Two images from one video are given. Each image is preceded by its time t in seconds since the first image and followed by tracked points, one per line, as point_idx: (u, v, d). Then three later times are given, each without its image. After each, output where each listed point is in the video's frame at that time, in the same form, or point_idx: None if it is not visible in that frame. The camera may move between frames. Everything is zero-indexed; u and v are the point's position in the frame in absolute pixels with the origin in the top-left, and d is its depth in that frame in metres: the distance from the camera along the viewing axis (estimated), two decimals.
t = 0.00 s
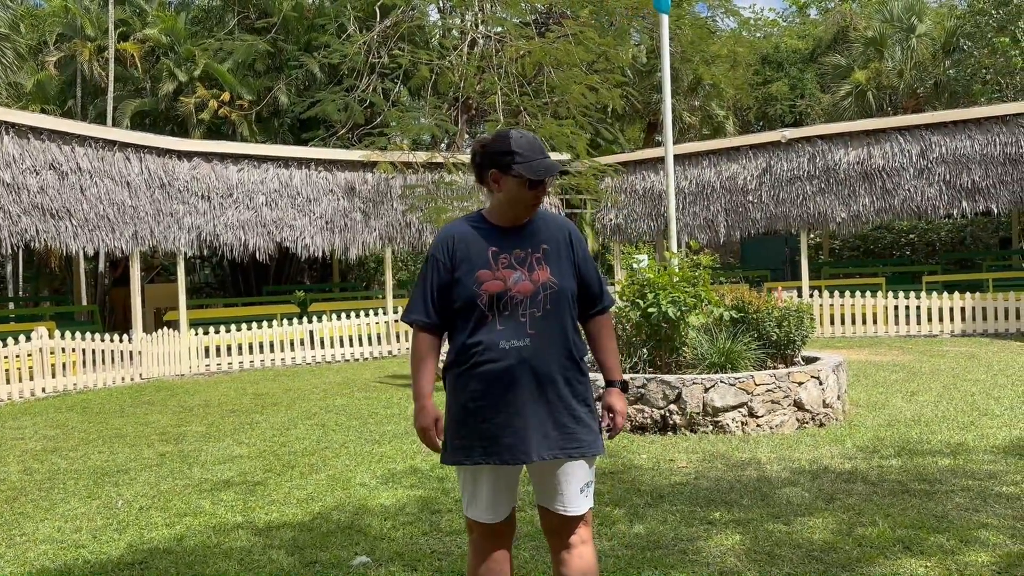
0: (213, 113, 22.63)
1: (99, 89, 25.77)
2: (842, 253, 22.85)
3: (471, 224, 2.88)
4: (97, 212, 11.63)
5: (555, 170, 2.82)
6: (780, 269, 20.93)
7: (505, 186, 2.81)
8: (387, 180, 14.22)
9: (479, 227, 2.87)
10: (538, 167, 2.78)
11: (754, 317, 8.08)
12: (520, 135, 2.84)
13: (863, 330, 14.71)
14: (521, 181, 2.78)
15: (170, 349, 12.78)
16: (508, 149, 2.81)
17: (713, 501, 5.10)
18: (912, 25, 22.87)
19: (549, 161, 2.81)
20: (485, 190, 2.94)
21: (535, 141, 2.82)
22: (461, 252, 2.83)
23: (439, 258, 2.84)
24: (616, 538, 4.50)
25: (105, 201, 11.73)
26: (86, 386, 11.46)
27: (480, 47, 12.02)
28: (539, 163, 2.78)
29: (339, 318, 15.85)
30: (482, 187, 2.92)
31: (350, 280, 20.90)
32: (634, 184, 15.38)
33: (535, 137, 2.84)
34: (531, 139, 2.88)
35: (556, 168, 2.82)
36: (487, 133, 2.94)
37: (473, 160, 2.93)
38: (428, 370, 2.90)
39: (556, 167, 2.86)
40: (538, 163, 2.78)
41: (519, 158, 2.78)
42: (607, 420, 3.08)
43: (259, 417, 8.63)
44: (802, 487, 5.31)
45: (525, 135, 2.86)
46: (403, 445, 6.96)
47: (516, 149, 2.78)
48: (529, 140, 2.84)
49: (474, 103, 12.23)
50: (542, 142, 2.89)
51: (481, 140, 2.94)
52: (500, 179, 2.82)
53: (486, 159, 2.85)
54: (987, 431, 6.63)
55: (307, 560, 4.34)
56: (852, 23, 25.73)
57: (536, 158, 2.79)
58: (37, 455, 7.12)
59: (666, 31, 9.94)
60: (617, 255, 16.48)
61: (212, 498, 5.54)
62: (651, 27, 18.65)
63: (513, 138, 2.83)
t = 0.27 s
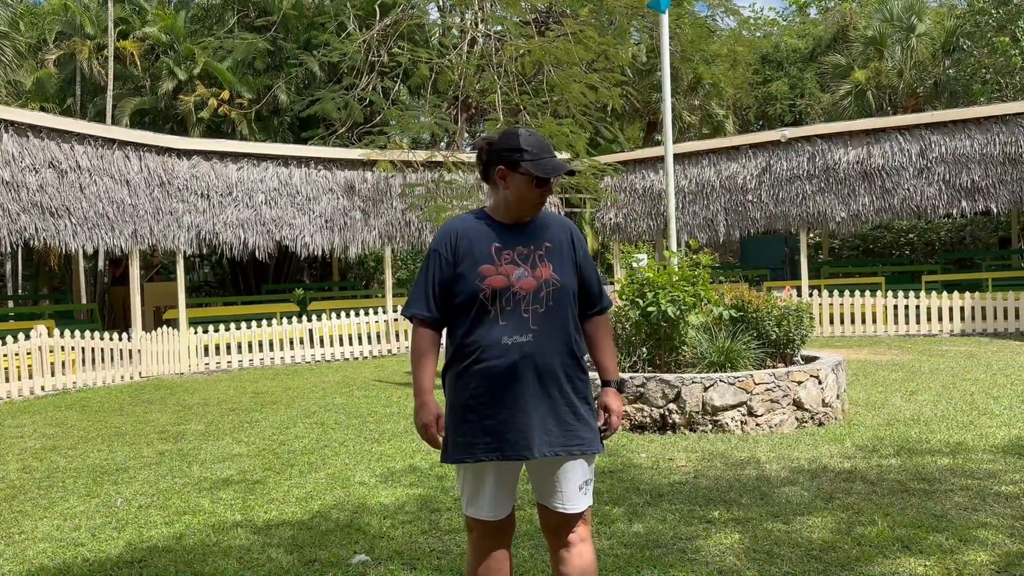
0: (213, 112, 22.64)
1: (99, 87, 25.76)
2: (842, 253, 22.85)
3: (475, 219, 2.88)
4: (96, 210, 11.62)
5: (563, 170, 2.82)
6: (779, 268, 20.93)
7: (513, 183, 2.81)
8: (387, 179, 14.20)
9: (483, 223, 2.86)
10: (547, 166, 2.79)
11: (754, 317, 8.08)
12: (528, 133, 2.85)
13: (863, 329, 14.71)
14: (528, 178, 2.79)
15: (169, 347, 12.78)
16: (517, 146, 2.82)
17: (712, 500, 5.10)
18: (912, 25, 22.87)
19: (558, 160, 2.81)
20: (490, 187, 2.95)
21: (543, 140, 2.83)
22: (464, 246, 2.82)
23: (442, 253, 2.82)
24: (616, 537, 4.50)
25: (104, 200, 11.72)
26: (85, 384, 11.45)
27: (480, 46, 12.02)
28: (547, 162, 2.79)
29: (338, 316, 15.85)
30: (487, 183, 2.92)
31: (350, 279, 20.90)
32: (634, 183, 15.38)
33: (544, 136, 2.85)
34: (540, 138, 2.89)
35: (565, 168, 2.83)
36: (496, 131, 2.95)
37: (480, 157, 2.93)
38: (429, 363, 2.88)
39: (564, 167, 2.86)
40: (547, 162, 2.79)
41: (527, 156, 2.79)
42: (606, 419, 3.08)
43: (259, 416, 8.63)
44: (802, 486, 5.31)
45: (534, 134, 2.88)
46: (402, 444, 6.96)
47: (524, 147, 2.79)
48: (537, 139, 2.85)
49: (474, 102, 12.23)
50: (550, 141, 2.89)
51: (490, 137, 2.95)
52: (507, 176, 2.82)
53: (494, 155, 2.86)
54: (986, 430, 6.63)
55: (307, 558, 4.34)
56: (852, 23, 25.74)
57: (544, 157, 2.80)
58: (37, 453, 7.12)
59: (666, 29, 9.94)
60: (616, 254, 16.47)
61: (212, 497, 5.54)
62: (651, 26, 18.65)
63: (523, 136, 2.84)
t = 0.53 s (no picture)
0: (213, 110, 22.64)
1: (99, 85, 25.74)
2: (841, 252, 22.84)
3: (475, 218, 2.87)
4: (96, 208, 11.61)
5: (565, 170, 2.82)
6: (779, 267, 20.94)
7: (515, 182, 2.81)
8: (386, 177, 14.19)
9: (485, 221, 2.86)
10: (549, 166, 2.78)
11: (754, 316, 8.07)
12: (531, 133, 2.84)
13: (862, 328, 14.71)
14: (530, 178, 2.79)
15: (169, 345, 12.77)
16: (519, 146, 2.81)
17: (712, 499, 5.10)
18: (912, 24, 22.85)
19: (560, 160, 2.81)
20: (491, 185, 2.94)
21: (545, 140, 2.83)
22: (465, 244, 2.81)
23: (442, 250, 2.82)
24: (616, 536, 4.49)
25: (104, 198, 11.71)
26: (85, 382, 11.44)
27: (481, 45, 12.04)
28: (549, 163, 2.78)
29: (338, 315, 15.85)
30: (489, 182, 2.92)
31: (349, 278, 20.90)
32: (634, 182, 15.38)
33: (546, 135, 2.85)
34: (542, 138, 2.88)
35: (567, 168, 2.82)
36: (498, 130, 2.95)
37: (482, 157, 2.93)
38: (429, 361, 2.88)
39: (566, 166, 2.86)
40: (549, 162, 2.78)
41: (529, 155, 2.79)
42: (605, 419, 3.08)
43: (259, 414, 8.63)
44: (801, 485, 5.31)
45: (537, 134, 2.87)
46: (402, 443, 6.95)
47: (526, 146, 2.79)
48: (540, 138, 2.84)
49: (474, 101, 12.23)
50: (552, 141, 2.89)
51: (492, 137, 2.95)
52: (509, 175, 2.82)
53: (497, 155, 2.86)
54: (986, 430, 6.63)
55: (307, 557, 4.34)
56: (852, 22, 25.75)
57: (546, 157, 2.80)
58: (36, 452, 7.12)
59: (666, 28, 9.93)
60: (616, 253, 16.46)
61: (212, 495, 5.54)
62: (651, 25, 18.65)
63: (525, 136, 2.83)
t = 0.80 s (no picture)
0: (213, 109, 22.64)
1: (99, 84, 25.72)
2: (842, 251, 22.84)
3: (475, 217, 2.87)
4: (96, 207, 11.62)
5: (563, 169, 2.82)
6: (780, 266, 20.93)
7: (515, 182, 2.81)
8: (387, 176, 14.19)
9: (485, 220, 2.86)
10: (548, 166, 2.78)
11: (755, 315, 8.05)
12: (530, 133, 2.84)
13: (863, 328, 14.71)
14: (529, 177, 2.78)
15: (169, 344, 12.78)
16: (518, 146, 2.81)
17: (713, 498, 5.10)
18: (913, 23, 22.83)
19: (558, 160, 2.81)
20: (492, 184, 2.94)
21: (544, 140, 2.83)
22: (465, 243, 2.81)
23: (442, 249, 2.82)
24: (616, 535, 4.49)
25: (104, 197, 11.71)
26: (86, 381, 11.44)
27: (481, 44, 12.04)
28: (547, 163, 2.79)
29: (338, 314, 15.85)
30: (489, 181, 2.92)
31: (350, 276, 20.90)
32: (634, 181, 15.38)
33: (545, 134, 2.84)
34: (540, 137, 2.88)
35: (566, 167, 2.82)
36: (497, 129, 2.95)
37: (482, 156, 2.94)
38: (430, 361, 2.89)
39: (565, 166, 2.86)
40: (547, 163, 2.79)
41: (528, 155, 2.79)
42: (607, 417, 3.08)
43: (259, 413, 8.63)
44: (802, 484, 5.31)
45: (535, 133, 2.87)
46: (403, 441, 6.95)
47: (525, 146, 2.79)
48: (539, 137, 2.84)
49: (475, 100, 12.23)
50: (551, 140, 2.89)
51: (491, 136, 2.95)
52: (508, 175, 2.82)
53: (496, 154, 2.86)
54: (987, 428, 6.64)
55: (308, 555, 4.34)
56: (852, 21, 25.72)
57: (546, 157, 2.80)
58: (37, 450, 7.11)
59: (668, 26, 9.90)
60: (617, 252, 16.46)
61: (213, 494, 5.54)
62: (652, 24, 18.64)
63: (524, 136, 2.83)
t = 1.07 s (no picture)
0: (215, 107, 22.64)
1: (101, 82, 25.73)
2: (843, 250, 22.82)
3: (476, 216, 2.88)
4: (98, 205, 11.63)
5: (562, 167, 2.82)
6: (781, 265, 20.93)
7: (514, 181, 2.81)
8: (389, 175, 14.20)
9: (486, 219, 2.87)
10: (548, 164, 2.79)
11: (756, 314, 8.04)
12: (529, 131, 2.84)
13: (865, 326, 14.70)
14: (529, 176, 2.78)
15: (171, 342, 12.79)
16: (517, 144, 2.81)
17: (715, 496, 5.10)
18: (915, 21, 22.79)
19: (557, 159, 2.80)
20: (492, 184, 2.95)
21: (542, 138, 2.83)
22: (465, 242, 2.82)
23: (443, 249, 2.83)
24: (617, 534, 4.49)
25: (106, 195, 11.72)
26: (88, 379, 11.45)
27: (483, 42, 12.03)
28: (547, 162, 2.78)
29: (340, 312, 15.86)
30: (489, 180, 2.93)
31: (351, 275, 20.91)
32: (636, 179, 15.38)
33: (544, 133, 2.84)
34: (539, 135, 2.88)
35: (565, 165, 2.82)
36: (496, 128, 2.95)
37: (482, 155, 2.94)
38: (432, 360, 2.90)
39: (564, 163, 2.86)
40: (547, 161, 2.78)
41: (527, 154, 2.79)
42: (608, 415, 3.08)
43: (261, 411, 8.64)
44: (803, 483, 5.31)
45: (534, 130, 2.87)
46: (404, 440, 6.96)
47: (524, 145, 2.78)
48: (537, 136, 2.84)
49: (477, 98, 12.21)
50: (550, 138, 2.89)
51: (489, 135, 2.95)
52: (507, 174, 2.82)
53: (496, 153, 2.86)
54: (989, 428, 6.63)
55: (309, 553, 4.34)
56: (854, 19, 25.69)
57: (545, 155, 2.80)
58: (39, 448, 7.12)
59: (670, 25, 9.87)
60: (619, 250, 16.45)
61: (215, 492, 5.55)
62: (653, 22, 18.62)
63: (523, 134, 2.83)
